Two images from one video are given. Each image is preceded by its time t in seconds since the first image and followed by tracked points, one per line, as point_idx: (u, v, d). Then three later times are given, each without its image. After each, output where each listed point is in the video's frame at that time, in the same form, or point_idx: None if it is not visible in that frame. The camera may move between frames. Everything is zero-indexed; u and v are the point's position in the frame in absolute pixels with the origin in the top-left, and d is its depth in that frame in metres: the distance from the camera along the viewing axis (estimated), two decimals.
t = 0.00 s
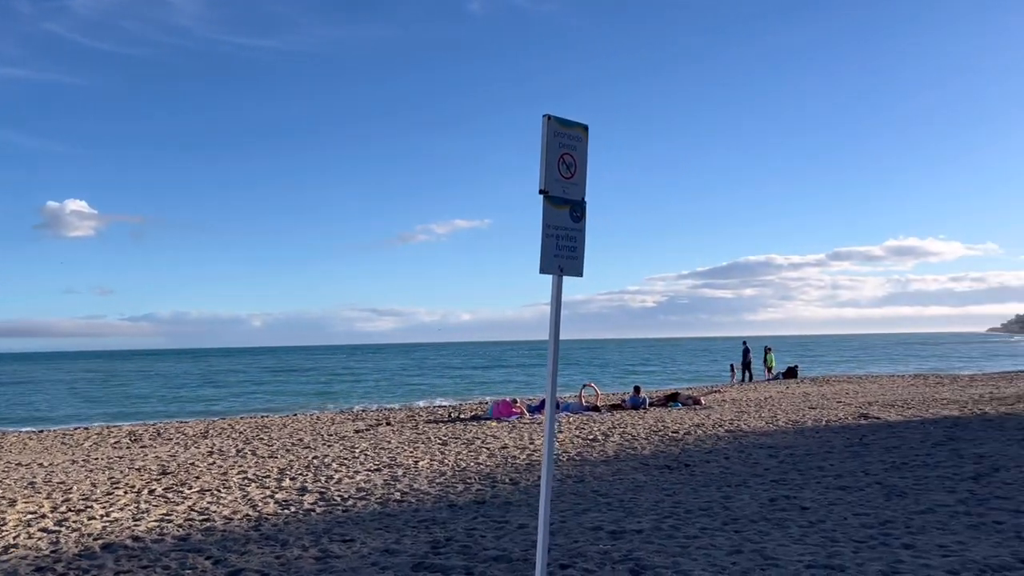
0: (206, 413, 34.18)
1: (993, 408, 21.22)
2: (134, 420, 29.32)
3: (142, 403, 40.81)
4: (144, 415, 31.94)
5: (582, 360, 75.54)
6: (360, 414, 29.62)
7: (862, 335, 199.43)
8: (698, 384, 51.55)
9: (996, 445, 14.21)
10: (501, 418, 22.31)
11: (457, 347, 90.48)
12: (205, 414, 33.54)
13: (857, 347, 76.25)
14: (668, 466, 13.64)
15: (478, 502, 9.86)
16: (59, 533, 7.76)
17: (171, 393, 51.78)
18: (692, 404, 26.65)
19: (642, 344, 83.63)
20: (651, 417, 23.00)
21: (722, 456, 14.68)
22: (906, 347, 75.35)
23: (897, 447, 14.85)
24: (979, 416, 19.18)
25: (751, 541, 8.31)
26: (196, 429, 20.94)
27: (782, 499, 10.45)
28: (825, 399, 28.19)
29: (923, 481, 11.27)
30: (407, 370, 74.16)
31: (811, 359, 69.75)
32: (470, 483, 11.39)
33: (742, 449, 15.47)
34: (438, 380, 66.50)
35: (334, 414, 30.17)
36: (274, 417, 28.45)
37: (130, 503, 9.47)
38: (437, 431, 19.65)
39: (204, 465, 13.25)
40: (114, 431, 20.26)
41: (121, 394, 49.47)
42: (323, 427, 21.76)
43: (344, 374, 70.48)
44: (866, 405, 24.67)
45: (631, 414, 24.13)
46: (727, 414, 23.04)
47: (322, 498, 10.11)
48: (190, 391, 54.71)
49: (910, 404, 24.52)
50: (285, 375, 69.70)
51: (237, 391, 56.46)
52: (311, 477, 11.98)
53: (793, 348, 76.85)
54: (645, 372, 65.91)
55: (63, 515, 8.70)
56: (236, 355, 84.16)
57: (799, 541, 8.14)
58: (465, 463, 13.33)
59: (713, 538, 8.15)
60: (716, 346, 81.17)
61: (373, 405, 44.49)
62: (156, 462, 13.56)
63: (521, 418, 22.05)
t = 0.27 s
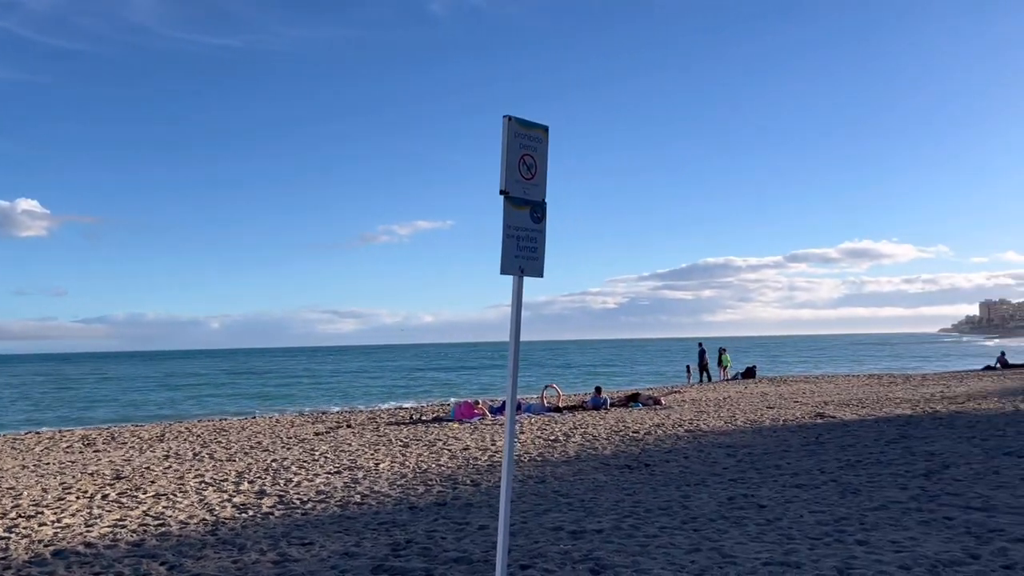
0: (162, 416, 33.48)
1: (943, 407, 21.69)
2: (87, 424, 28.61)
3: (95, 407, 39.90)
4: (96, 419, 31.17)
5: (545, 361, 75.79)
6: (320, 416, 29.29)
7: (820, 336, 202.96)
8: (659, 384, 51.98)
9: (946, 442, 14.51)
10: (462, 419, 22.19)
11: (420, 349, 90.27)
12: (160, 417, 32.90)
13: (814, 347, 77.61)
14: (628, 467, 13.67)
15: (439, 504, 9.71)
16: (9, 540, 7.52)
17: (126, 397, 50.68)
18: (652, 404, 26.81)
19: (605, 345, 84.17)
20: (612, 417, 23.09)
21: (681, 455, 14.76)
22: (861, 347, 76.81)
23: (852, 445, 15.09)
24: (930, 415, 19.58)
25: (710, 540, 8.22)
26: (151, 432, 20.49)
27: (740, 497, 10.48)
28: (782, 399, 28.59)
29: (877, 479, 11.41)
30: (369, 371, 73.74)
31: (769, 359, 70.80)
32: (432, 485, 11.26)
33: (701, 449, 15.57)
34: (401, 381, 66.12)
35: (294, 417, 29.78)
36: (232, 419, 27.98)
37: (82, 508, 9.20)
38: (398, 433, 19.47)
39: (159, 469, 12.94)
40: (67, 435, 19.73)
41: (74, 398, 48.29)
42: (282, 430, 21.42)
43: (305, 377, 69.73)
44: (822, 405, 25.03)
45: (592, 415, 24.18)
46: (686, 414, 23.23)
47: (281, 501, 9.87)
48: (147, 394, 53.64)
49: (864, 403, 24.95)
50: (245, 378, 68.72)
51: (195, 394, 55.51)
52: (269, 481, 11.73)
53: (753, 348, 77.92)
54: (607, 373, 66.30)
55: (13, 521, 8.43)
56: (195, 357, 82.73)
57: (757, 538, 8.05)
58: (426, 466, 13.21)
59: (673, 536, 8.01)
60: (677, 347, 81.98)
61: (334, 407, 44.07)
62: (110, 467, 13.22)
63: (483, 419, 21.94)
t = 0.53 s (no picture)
0: (118, 421, 32.82)
1: (898, 407, 22.12)
2: (39, 429, 27.92)
3: (48, 412, 38.96)
4: (49, 424, 30.44)
5: (509, 363, 75.81)
6: (280, 420, 28.95)
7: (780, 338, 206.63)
8: (621, 385, 52.30)
9: (900, 442, 14.79)
10: (425, 422, 22.05)
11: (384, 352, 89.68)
12: (116, 422, 32.22)
13: (774, 349, 78.77)
14: (589, 468, 13.67)
15: (401, 507, 9.50)
16: None
17: (81, 402, 49.63)
18: (614, 406, 26.91)
19: (569, 348, 84.45)
20: (575, 418, 23.16)
21: (643, 457, 14.79)
22: (820, 348, 78.12)
23: (809, 445, 15.28)
24: (884, 415, 19.96)
25: (669, 540, 8.08)
26: (107, 437, 20.03)
27: (700, 498, 10.50)
28: (742, 400, 28.93)
29: (832, 478, 11.54)
30: (332, 374, 73.06)
31: (730, 361, 71.60)
32: (393, 488, 11.10)
33: (663, 450, 15.65)
34: (365, 384, 65.72)
35: (254, 420, 29.38)
36: (189, 424, 27.51)
37: (33, 516, 8.92)
38: (360, 437, 19.29)
39: (115, 474, 12.63)
40: (19, 441, 19.21)
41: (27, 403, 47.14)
42: (242, 434, 21.09)
43: (267, 380, 68.94)
44: (780, 406, 25.37)
45: (555, 417, 24.21)
46: (647, 415, 23.35)
47: (240, 506, 9.63)
48: (103, 399, 52.56)
49: (821, 404, 25.34)
50: (205, 381, 67.70)
51: (152, 398, 54.54)
52: (228, 485, 11.49)
53: (714, 351, 78.84)
54: (571, 375, 66.57)
55: None
56: (154, 361, 81.30)
57: (715, 538, 7.97)
58: (387, 469, 13.06)
59: (632, 538, 7.93)
60: (641, 349, 82.59)
61: (294, 411, 43.62)
62: (63, 473, 12.86)
63: (446, 422, 21.82)
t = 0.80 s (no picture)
0: (70, 428, 31.93)
1: (856, 409, 22.45)
2: None
3: None
4: None
5: (474, 367, 75.55)
6: (241, 425, 28.44)
7: (744, 341, 209.03)
8: (585, 389, 52.41)
9: (858, 444, 14.96)
10: (388, 427, 21.79)
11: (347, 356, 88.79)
12: (69, 429, 31.35)
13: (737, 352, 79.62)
14: (553, 472, 13.57)
15: (363, 513, 9.22)
16: None
17: (33, 408, 48.25)
18: (578, 409, 26.92)
19: (533, 352, 84.39)
20: (538, 422, 23.10)
21: (605, 460, 14.76)
22: (782, 352, 79.14)
23: (769, 447, 15.38)
24: (842, 417, 20.23)
25: (631, 542, 7.93)
26: (60, 444, 19.45)
27: (661, 500, 10.43)
28: (704, 403, 29.13)
29: (792, 480, 11.59)
30: (294, 379, 72.11)
31: (693, 365, 72.12)
32: (355, 493, 10.84)
33: (626, 453, 15.62)
34: (329, 389, 64.97)
35: (212, 426, 28.82)
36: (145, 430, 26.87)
37: None
38: (322, 442, 19.00)
39: (69, 483, 12.26)
40: None
41: None
42: (201, 440, 20.65)
43: (228, 386, 67.81)
44: (742, 409, 25.59)
45: (519, 421, 24.12)
46: (610, 418, 23.39)
47: (199, 514, 9.34)
48: (57, 405, 51.19)
49: (782, 407, 25.63)
50: (163, 387, 66.32)
51: (109, 404, 53.26)
52: (186, 492, 11.18)
53: (678, 354, 79.42)
54: (536, 378, 66.55)
55: None
56: (111, 367, 79.46)
57: (676, 540, 7.86)
58: (349, 474, 12.80)
59: (595, 541, 7.81)
60: (606, 352, 82.88)
61: (255, 417, 42.93)
62: (14, 481, 12.46)
63: (410, 427, 21.59)
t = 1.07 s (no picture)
0: (21, 436, 30.99)
1: (816, 413, 22.68)
2: None
3: None
4: None
5: (438, 372, 75.03)
6: (199, 432, 27.85)
7: (708, 345, 211.12)
8: (550, 393, 52.40)
9: (817, 447, 15.10)
10: (351, 434, 21.45)
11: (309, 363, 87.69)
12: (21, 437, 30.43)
13: (702, 357, 80.29)
14: (517, 477, 13.46)
15: (325, 520, 8.92)
16: None
17: None
18: (543, 414, 26.84)
19: (497, 358, 84.12)
20: (503, 427, 22.97)
21: (569, 465, 14.67)
22: (745, 356, 80.00)
23: (731, 451, 15.43)
24: (803, 421, 20.42)
25: (594, 548, 7.86)
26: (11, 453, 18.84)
27: (625, 505, 10.36)
28: (667, 407, 29.26)
29: (754, 484, 11.61)
30: (255, 386, 70.98)
31: (657, 369, 72.45)
32: (318, 501, 10.55)
33: (590, 457, 15.56)
34: (292, 395, 64.11)
35: (170, 434, 28.18)
36: (100, 439, 26.17)
37: None
38: (285, 448, 18.66)
39: (20, 492, 11.86)
40: None
41: None
42: (159, 448, 20.18)
43: (188, 393, 66.56)
44: (705, 413, 25.66)
45: (483, 426, 23.93)
46: (575, 423, 23.37)
47: (156, 523, 9.04)
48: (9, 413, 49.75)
49: (744, 411, 25.80)
50: (121, 394, 64.82)
51: (63, 411, 51.87)
52: (144, 501, 10.85)
53: (643, 359, 79.85)
54: (502, 383, 66.43)
55: None
56: (66, 375, 77.51)
57: (639, 545, 7.81)
58: (311, 481, 12.52)
59: (558, 547, 7.72)
60: (572, 357, 83.01)
61: (214, 424, 42.16)
62: None
63: (373, 433, 21.26)
